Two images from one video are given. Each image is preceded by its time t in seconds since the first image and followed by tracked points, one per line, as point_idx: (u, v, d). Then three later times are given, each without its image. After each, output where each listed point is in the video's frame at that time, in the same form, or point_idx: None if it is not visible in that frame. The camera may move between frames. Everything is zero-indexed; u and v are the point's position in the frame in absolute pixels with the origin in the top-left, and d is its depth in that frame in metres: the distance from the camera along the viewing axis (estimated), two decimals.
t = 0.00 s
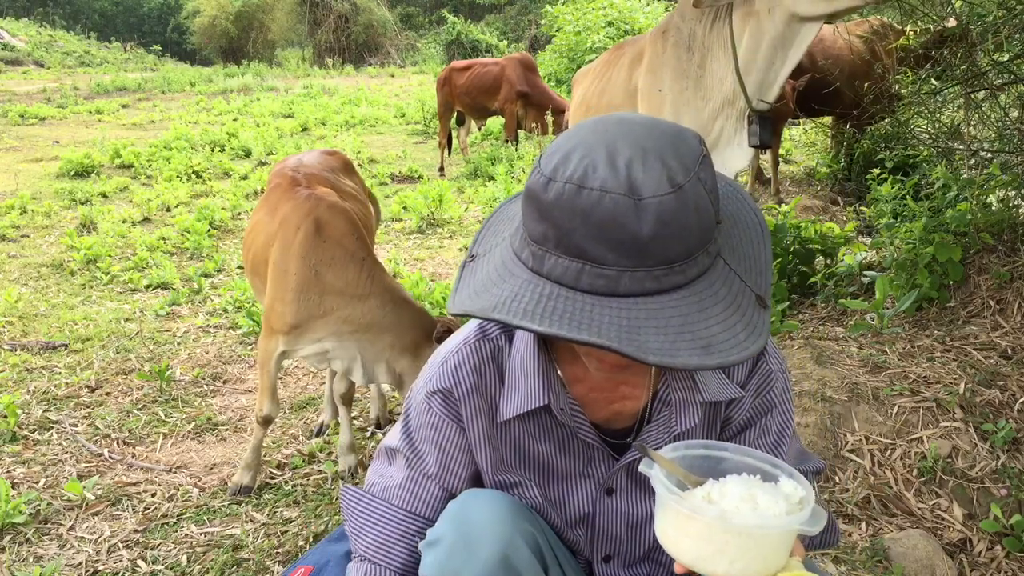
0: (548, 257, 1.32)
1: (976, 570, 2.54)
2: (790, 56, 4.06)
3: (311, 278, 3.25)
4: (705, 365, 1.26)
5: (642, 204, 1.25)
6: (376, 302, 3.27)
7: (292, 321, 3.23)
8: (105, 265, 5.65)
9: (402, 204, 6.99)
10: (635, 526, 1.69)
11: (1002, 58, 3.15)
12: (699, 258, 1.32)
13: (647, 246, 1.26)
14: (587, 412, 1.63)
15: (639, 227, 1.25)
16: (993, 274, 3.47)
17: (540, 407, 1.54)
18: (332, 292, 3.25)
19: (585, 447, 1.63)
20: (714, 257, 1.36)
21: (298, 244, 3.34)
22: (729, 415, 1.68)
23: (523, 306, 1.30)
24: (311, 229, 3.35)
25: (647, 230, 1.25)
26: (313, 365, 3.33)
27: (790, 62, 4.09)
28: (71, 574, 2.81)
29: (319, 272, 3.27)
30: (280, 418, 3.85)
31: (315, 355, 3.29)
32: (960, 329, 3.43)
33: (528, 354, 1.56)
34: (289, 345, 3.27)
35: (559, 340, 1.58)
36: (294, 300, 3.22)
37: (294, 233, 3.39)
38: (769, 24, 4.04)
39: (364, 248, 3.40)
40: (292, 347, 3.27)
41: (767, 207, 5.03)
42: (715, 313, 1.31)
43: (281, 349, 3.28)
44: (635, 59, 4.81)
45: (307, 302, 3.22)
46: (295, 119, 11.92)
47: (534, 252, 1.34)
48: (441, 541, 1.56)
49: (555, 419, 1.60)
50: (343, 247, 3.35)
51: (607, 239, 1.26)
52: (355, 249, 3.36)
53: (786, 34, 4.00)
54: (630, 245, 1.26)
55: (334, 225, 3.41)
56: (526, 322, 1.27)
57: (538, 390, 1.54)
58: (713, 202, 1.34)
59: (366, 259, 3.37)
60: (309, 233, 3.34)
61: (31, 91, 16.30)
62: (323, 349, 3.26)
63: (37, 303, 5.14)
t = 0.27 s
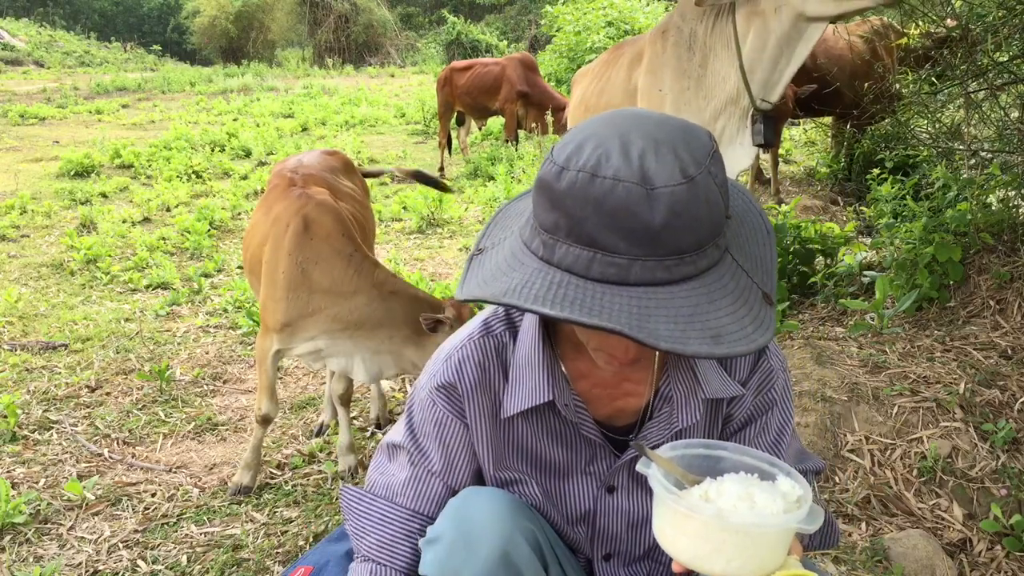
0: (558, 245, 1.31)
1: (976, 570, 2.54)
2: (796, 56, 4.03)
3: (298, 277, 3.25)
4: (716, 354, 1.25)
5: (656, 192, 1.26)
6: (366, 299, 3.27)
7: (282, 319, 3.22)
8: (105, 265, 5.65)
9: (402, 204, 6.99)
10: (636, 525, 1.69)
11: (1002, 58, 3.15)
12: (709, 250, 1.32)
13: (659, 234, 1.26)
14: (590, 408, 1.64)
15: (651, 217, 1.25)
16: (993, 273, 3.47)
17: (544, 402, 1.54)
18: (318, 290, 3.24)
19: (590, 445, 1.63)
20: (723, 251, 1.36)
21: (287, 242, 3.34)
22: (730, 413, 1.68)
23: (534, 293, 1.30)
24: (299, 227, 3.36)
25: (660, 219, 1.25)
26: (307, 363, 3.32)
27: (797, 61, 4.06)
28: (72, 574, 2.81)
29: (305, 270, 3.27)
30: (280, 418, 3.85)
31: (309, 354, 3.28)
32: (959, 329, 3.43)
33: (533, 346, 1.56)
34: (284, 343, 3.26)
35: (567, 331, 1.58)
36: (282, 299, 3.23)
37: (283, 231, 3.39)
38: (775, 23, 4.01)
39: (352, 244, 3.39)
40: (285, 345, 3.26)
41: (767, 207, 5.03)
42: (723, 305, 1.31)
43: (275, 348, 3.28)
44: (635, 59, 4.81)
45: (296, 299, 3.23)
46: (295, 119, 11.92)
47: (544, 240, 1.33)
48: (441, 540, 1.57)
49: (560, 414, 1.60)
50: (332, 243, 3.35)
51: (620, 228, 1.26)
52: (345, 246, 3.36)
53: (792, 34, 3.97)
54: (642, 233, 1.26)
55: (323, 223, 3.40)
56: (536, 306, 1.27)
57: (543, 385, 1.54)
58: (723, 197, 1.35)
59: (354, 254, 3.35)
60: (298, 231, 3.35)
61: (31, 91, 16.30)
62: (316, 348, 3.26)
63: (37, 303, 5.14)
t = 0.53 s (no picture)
0: (565, 241, 1.31)
1: (976, 570, 2.54)
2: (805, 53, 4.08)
3: (299, 276, 3.26)
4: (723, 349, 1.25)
5: (665, 188, 1.26)
6: (364, 297, 3.25)
7: (285, 319, 3.22)
8: (105, 265, 5.65)
9: (402, 204, 6.99)
10: (636, 525, 1.69)
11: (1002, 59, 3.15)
12: (715, 250, 1.31)
13: (668, 229, 1.25)
14: (592, 408, 1.65)
15: (658, 212, 1.25)
16: (993, 273, 3.47)
17: (547, 402, 1.54)
18: (319, 288, 3.25)
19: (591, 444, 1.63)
20: (729, 254, 1.36)
21: (290, 241, 3.36)
22: (731, 413, 1.68)
23: (539, 285, 1.30)
24: (301, 227, 3.38)
25: (668, 215, 1.25)
26: (310, 363, 3.32)
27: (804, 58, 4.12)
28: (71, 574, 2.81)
29: (306, 269, 3.28)
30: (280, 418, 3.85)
31: (312, 353, 3.28)
32: (960, 329, 3.43)
33: (536, 344, 1.56)
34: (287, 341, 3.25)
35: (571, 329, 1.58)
36: (284, 299, 3.23)
37: (286, 231, 3.41)
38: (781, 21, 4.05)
39: (354, 242, 3.39)
40: (289, 345, 3.24)
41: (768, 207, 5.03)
42: (728, 305, 1.31)
43: (279, 348, 3.26)
44: (635, 59, 4.81)
45: (298, 298, 3.24)
46: (295, 119, 11.92)
47: (550, 236, 1.33)
48: (441, 539, 1.57)
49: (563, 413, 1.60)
50: (334, 242, 3.35)
51: (627, 223, 1.26)
52: (347, 244, 3.36)
53: (799, 31, 4.02)
54: (649, 228, 1.26)
55: (324, 222, 3.41)
56: (542, 297, 1.27)
57: (545, 383, 1.54)
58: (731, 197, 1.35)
59: (355, 253, 3.35)
60: (299, 230, 3.36)
61: (31, 91, 16.30)
62: (317, 348, 3.25)
63: (37, 303, 5.14)
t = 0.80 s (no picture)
0: (587, 206, 1.31)
1: (976, 570, 2.54)
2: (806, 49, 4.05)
3: (303, 276, 3.26)
4: (740, 317, 1.25)
5: (690, 160, 1.27)
6: (365, 298, 3.25)
7: (289, 318, 3.22)
8: (105, 265, 5.65)
9: (402, 204, 6.99)
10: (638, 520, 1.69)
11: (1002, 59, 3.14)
12: (731, 231, 1.32)
13: (690, 198, 1.26)
14: (602, 399, 1.65)
15: (681, 183, 1.26)
16: (993, 273, 3.47)
17: (558, 383, 1.54)
18: (323, 287, 3.25)
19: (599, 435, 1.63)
20: (746, 241, 1.36)
21: (294, 240, 3.36)
22: (737, 408, 1.68)
23: (558, 240, 1.29)
24: (305, 226, 3.37)
25: (690, 184, 1.26)
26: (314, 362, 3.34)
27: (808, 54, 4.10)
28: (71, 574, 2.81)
29: (310, 269, 3.28)
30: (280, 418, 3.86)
31: (316, 352, 3.29)
32: (959, 329, 3.43)
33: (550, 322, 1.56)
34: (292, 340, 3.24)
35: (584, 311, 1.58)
36: (288, 299, 3.23)
37: (291, 231, 3.41)
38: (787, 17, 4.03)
39: (358, 242, 3.38)
40: (293, 345, 3.24)
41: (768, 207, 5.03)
42: (745, 283, 1.31)
43: (282, 348, 3.25)
44: (635, 59, 4.84)
45: (302, 298, 3.24)
46: (295, 119, 11.92)
47: (573, 202, 1.34)
48: (439, 535, 1.56)
49: (573, 397, 1.60)
50: (338, 242, 3.35)
51: (650, 189, 1.27)
52: (351, 244, 3.36)
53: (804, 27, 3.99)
54: (671, 194, 1.26)
55: (328, 221, 3.41)
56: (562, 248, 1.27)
57: (558, 365, 1.54)
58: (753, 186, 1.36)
59: (358, 253, 3.35)
60: (304, 230, 3.36)
61: (31, 91, 16.30)
62: (322, 348, 3.28)
63: (37, 303, 5.14)
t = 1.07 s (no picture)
0: (607, 157, 1.38)
1: (976, 570, 2.53)
2: (806, 52, 4.01)
3: (311, 276, 3.28)
4: (759, 253, 1.30)
5: (706, 109, 1.34)
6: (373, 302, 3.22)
7: (297, 318, 3.24)
8: (105, 265, 5.65)
9: (402, 204, 6.99)
10: (641, 503, 1.66)
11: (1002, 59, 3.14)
12: (745, 181, 1.37)
13: (707, 142, 1.33)
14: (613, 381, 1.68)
15: (697, 130, 1.33)
16: (993, 273, 3.47)
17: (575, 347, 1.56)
18: (330, 288, 3.26)
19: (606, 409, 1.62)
20: (759, 196, 1.41)
21: (302, 241, 3.37)
22: (742, 388, 1.68)
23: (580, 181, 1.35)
24: (313, 228, 3.38)
25: (706, 130, 1.33)
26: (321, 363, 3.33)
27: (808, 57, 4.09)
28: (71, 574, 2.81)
29: (318, 270, 3.29)
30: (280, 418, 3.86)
31: (324, 353, 3.30)
32: (959, 329, 3.43)
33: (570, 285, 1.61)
34: (299, 341, 3.26)
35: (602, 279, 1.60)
36: (297, 299, 3.25)
37: (299, 232, 3.43)
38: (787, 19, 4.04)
39: (365, 243, 3.39)
40: (300, 345, 3.26)
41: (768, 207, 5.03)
42: (759, 229, 1.36)
43: (289, 348, 3.26)
44: (635, 61, 4.86)
45: (310, 299, 3.25)
46: (295, 119, 11.93)
47: (594, 157, 1.40)
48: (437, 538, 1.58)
49: (587, 367, 1.61)
50: (346, 244, 3.36)
51: (668, 136, 1.33)
52: (358, 246, 3.37)
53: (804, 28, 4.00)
54: (688, 139, 1.33)
55: (335, 222, 3.41)
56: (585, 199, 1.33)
57: (579, 329, 1.56)
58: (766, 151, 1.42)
59: (365, 254, 3.35)
60: (311, 231, 3.37)
61: (31, 90, 16.29)
62: (329, 348, 3.27)
63: (37, 303, 5.14)
